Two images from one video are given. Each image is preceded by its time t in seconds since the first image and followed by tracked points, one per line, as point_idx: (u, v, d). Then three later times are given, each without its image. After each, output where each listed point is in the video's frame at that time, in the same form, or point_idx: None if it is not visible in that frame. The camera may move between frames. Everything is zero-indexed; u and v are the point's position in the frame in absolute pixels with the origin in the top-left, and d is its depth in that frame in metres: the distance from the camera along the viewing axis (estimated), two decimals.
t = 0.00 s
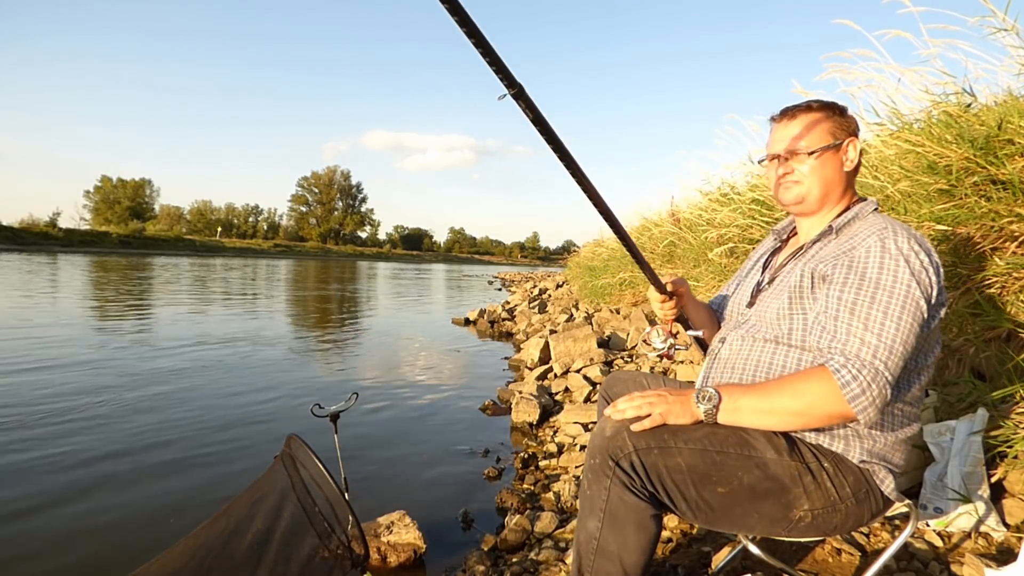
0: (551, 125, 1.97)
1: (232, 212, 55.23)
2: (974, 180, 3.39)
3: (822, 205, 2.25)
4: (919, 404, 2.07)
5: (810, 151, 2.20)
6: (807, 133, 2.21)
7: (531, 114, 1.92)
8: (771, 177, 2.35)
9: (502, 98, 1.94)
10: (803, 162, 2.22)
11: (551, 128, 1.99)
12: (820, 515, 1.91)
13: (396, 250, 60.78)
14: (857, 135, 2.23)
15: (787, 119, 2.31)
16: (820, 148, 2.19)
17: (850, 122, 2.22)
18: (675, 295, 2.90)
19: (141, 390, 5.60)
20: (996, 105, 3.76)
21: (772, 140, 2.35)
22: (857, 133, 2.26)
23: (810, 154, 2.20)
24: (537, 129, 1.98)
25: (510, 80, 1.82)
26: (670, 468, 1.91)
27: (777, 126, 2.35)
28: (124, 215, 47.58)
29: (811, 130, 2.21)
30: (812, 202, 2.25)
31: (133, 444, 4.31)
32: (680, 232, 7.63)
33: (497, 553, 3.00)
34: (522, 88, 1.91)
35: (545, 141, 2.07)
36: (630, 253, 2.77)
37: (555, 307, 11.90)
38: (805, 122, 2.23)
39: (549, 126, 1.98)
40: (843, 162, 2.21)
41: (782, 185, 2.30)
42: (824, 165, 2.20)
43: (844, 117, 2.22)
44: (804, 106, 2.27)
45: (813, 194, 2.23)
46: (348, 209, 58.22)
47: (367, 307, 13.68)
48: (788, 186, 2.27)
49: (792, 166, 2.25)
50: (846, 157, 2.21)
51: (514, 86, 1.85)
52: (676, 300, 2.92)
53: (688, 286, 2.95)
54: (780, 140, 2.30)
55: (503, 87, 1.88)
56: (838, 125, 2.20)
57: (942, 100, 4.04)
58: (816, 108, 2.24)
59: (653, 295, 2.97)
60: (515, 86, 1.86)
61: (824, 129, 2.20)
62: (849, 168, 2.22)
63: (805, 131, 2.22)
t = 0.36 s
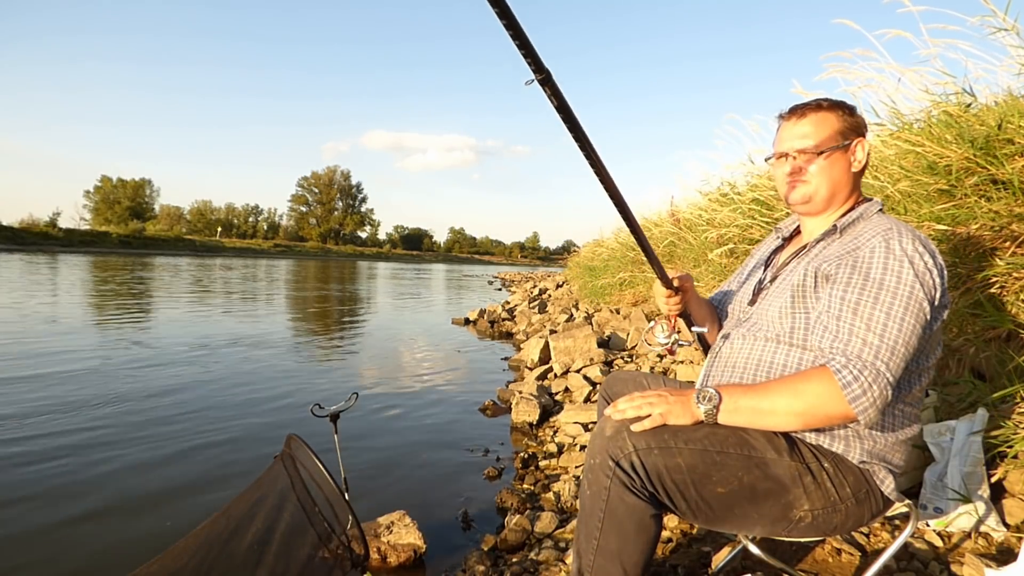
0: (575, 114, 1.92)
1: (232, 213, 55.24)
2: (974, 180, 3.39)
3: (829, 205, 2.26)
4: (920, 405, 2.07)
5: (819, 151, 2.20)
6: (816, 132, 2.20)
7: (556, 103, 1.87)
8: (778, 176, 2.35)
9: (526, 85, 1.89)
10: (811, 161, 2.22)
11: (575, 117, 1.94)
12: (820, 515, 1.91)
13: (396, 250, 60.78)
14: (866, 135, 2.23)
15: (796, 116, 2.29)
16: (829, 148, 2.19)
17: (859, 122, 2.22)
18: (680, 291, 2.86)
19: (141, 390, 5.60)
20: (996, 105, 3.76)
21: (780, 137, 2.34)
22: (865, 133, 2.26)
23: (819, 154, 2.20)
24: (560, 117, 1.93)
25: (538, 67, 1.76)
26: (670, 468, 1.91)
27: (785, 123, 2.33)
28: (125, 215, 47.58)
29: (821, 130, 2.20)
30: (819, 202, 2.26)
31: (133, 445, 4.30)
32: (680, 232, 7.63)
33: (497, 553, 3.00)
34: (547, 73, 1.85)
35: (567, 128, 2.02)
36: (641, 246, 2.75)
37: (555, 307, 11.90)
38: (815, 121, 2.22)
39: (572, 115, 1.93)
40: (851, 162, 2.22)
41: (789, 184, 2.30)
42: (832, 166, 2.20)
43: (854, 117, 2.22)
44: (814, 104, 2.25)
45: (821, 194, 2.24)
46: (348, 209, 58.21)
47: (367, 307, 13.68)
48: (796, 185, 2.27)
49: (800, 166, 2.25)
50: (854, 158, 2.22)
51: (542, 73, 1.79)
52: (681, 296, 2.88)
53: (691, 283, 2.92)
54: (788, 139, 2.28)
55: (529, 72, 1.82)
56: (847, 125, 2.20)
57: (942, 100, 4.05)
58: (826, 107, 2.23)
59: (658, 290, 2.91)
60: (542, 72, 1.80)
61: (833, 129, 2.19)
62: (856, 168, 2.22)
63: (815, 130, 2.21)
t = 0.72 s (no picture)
0: (600, 95, 1.82)
1: (232, 213, 55.25)
2: (974, 180, 3.39)
3: (833, 205, 2.26)
4: (921, 405, 2.06)
5: (825, 150, 2.20)
6: (823, 132, 2.21)
7: (579, 78, 1.78)
8: (783, 175, 2.35)
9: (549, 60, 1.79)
10: (816, 161, 2.22)
11: (599, 99, 1.84)
12: (820, 516, 1.91)
13: (396, 250, 60.78)
14: (871, 135, 2.23)
15: (802, 115, 2.29)
16: (835, 147, 2.19)
17: (864, 122, 2.22)
18: (686, 285, 2.85)
19: (141, 391, 5.60)
20: (995, 105, 3.76)
21: (785, 136, 2.34)
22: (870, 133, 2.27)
23: (824, 153, 2.20)
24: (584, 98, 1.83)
25: (564, 39, 1.67)
26: (670, 467, 1.91)
27: (791, 121, 2.33)
28: (125, 215, 47.60)
29: (827, 129, 2.20)
30: (823, 202, 2.25)
31: (133, 445, 4.30)
32: (680, 232, 7.64)
33: (497, 553, 3.00)
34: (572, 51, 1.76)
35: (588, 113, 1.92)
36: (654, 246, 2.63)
37: (555, 307, 11.90)
38: (821, 120, 2.22)
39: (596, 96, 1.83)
40: (857, 162, 2.22)
41: (794, 183, 2.30)
42: (838, 166, 2.20)
43: (859, 117, 2.22)
44: (820, 103, 2.26)
45: (825, 194, 2.23)
46: (348, 209, 58.22)
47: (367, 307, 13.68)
48: (800, 185, 2.27)
49: (806, 165, 2.25)
50: (859, 158, 2.22)
51: (567, 45, 1.70)
52: (686, 290, 2.87)
53: (697, 278, 2.91)
54: (794, 138, 2.28)
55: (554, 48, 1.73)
56: (853, 125, 2.20)
57: (942, 100, 4.05)
58: (832, 107, 2.23)
59: (663, 283, 2.88)
60: (568, 45, 1.71)
61: (839, 129, 2.19)
62: (861, 169, 2.22)
63: (821, 129, 2.21)
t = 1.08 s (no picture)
0: (603, 88, 1.79)
1: (232, 213, 55.25)
2: (974, 180, 3.39)
3: (833, 205, 2.26)
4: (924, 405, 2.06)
5: (825, 150, 2.19)
6: (822, 132, 2.21)
7: (582, 70, 1.75)
8: (784, 176, 2.35)
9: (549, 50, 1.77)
10: (816, 161, 2.22)
11: (603, 92, 1.81)
12: (820, 515, 1.91)
13: (396, 250, 60.78)
14: (871, 135, 2.23)
15: (802, 116, 2.31)
16: (835, 148, 2.18)
17: (864, 122, 2.22)
18: (686, 284, 2.85)
19: (141, 391, 5.60)
20: (995, 105, 3.76)
21: (785, 137, 2.35)
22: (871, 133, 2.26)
23: (824, 153, 2.20)
24: (587, 91, 1.81)
25: (566, 26, 1.65)
26: (670, 468, 1.91)
27: (792, 122, 2.34)
28: (125, 215, 47.60)
29: (826, 129, 2.20)
30: (824, 202, 2.25)
31: (133, 445, 4.30)
32: (680, 232, 7.64)
33: (497, 553, 3.00)
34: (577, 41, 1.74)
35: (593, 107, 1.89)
36: (655, 242, 2.62)
37: (555, 307, 11.90)
38: (821, 121, 2.23)
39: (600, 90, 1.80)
40: (857, 163, 2.22)
41: (794, 184, 2.30)
42: (838, 166, 2.20)
43: (859, 117, 2.22)
44: (820, 103, 2.27)
45: (826, 194, 2.23)
46: (348, 209, 58.21)
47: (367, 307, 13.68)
48: (800, 185, 2.27)
49: (806, 165, 2.24)
50: (860, 158, 2.22)
51: (570, 34, 1.68)
52: (687, 287, 2.88)
53: (698, 276, 2.92)
54: (794, 139, 2.29)
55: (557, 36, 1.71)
56: (853, 125, 2.20)
57: (942, 100, 4.05)
58: (832, 107, 2.24)
59: (663, 281, 2.89)
60: (571, 34, 1.69)
61: (839, 128, 2.19)
62: (861, 169, 2.22)
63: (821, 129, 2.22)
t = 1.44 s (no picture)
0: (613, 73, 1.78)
1: (232, 213, 55.24)
2: (974, 180, 3.39)
3: (837, 205, 2.26)
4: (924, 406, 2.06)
5: (831, 150, 2.19)
6: (828, 131, 2.20)
7: (594, 54, 1.74)
8: (787, 175, 2.34)
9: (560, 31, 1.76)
10: (822, 161, 2.21)
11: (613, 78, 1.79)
12: (820, 515, 1.91)
13: (396, 250, 60.78)
14: (876, 136, 2.23)
15: (807, 115, 2.29)
16: (840, 148, 2.18)
17: (869, 123, 2.22)
18: (688, 278, 2.86)
19: (141, 391, 5.60)
20: (995, 105, 3.76)
21: (790, 136, 2.34)
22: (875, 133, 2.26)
23: (830, 153, 2.19)
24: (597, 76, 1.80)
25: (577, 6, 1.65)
26: (669, 467, 1.91)
27: (796, 121, 2.33)
28: (125, 215, 47.59)
29: (832, 129, 2.19)
30: (828, 202, 2.25)
31: (132, 445, 4.30)
32: (680, 232, 7.63)
33: (497, 553, 3.00)
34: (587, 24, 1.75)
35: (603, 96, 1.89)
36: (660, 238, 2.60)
37: (555, 307, 11.90)
38: (826, 120, 2.22)
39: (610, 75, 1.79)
40: (861, 163, 2.22)
41: (798, 183, 2.29)
42: (843, 166, 2.20)
43: (864, 117, 2.22)
44: (825, 103, 2.26)
45: (830, 194, 2.23)
46: (348, 209, 58.20)
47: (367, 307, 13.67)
48: (805, 184, 2.27)
49: (811, 165, 2.24)
50: (864, 159, 2.22)
51: (582, 14, 1.68)
52: (689, 281, 2.88)
53: (700, 271, 2.92)
54: (799, 138, 2.28)
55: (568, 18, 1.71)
56: (859, 125, 2.19)
57: (942, 100, 4.05)
58: (837, 107, 2.23)
59: (665, 274, 2.89)
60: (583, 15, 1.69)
61: (845, 128, 2.18)
62: (865, 169, 2.22)
63: (826, 128, 2.20)
